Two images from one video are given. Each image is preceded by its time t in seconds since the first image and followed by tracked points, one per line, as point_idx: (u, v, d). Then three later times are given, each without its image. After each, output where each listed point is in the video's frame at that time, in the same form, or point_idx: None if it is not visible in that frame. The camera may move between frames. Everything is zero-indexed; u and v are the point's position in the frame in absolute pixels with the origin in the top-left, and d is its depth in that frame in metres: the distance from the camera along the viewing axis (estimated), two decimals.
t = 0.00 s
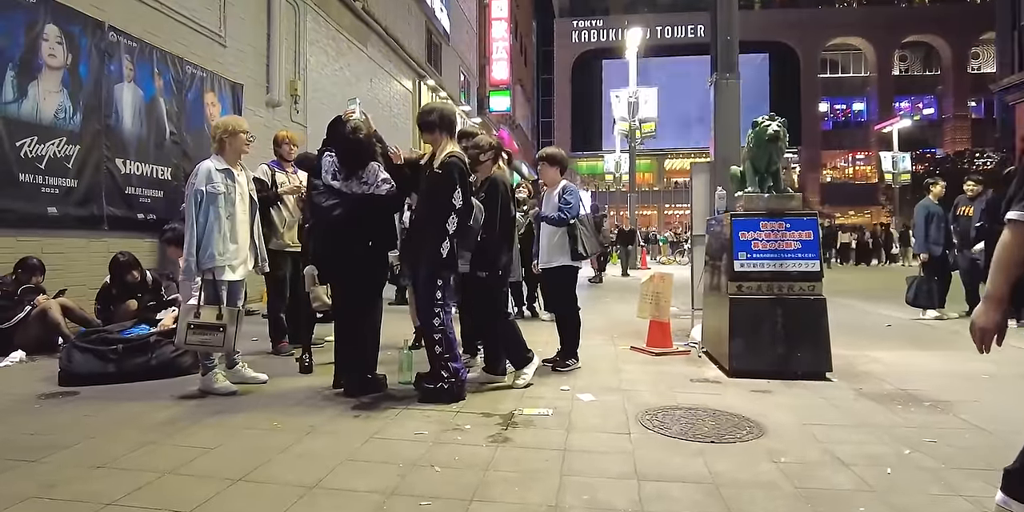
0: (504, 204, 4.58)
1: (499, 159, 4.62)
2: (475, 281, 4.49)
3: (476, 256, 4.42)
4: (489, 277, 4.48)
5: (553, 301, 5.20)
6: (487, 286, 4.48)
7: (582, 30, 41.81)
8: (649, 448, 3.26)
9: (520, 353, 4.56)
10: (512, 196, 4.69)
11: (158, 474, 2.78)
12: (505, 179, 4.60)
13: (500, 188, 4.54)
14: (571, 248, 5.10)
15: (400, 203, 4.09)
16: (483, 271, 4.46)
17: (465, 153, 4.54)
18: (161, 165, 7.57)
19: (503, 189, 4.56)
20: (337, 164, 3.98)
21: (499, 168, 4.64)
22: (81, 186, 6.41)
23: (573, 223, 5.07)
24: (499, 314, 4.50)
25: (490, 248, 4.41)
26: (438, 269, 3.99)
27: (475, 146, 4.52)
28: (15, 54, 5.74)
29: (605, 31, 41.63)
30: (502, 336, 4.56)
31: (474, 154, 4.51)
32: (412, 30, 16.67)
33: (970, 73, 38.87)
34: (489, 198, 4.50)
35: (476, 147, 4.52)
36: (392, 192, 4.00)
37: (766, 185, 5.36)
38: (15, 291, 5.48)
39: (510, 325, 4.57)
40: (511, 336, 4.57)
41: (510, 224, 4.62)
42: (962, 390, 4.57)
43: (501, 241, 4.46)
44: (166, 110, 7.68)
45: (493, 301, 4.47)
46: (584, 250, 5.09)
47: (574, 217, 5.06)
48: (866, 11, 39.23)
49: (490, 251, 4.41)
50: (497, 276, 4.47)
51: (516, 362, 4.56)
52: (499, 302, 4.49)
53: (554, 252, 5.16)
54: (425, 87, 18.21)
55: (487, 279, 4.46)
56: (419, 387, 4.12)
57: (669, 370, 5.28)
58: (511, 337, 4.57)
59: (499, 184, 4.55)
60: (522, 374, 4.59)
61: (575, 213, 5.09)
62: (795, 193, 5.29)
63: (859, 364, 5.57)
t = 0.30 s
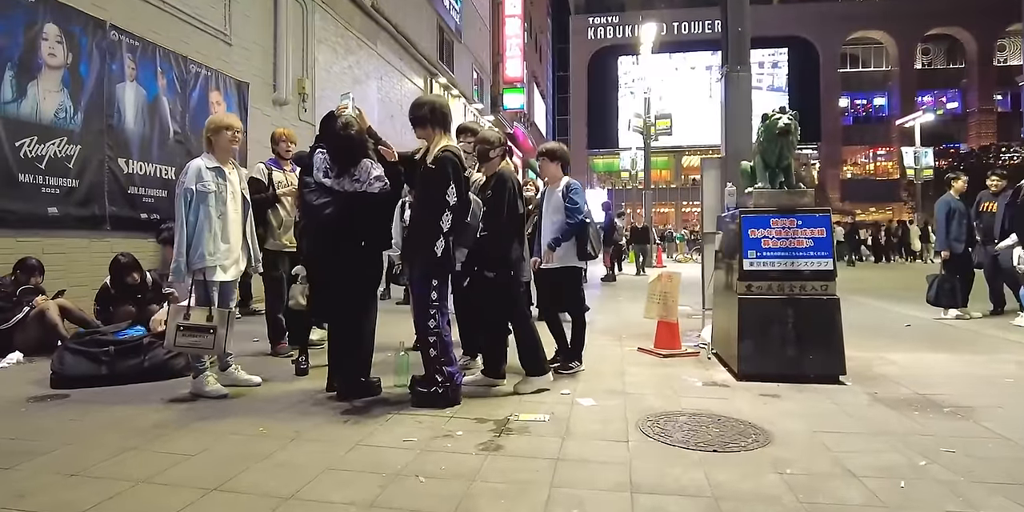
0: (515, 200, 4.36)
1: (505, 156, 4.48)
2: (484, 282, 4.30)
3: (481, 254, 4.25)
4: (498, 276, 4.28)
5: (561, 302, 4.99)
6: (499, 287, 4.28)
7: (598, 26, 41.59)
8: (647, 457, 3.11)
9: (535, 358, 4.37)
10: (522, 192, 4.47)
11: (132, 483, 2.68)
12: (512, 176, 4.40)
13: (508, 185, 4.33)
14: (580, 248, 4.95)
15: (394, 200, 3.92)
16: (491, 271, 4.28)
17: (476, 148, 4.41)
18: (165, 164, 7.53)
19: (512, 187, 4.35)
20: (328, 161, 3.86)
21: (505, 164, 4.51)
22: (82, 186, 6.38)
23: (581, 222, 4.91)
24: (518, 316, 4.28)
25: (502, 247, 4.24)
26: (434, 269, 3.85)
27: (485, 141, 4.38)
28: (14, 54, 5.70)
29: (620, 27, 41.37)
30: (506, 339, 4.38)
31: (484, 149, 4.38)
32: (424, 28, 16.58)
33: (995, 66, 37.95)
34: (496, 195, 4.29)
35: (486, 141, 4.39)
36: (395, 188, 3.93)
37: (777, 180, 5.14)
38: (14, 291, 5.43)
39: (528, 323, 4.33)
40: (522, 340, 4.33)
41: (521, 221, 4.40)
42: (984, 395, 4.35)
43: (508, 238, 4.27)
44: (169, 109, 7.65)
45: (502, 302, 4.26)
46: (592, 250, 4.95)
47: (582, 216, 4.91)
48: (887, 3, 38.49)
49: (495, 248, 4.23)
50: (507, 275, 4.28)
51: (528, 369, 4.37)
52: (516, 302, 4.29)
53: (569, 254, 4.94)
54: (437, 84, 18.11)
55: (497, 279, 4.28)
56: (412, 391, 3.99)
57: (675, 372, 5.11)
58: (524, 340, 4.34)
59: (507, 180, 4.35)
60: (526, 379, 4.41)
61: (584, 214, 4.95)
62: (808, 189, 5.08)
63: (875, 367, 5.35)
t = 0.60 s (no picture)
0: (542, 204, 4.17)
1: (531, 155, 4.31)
2: (507, 287, 4.13)
3: (509, 261, 4.09)
4: (522, 282, 4.09)
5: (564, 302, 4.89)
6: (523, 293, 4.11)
7: (609, 26, 41.44)
8: (652, 466, 3.00)
9: (548, 366, 4.16)
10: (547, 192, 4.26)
11: (122, 490, 2.62)
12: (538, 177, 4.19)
13: (534, 187, 4.15)
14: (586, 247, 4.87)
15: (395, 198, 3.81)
16: (517, 277, 4.10)
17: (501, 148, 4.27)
18: (170, 164, 7.51)
19: (539, 190, 4.16)
20: (329, 160, 3.76)
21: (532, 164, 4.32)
22: (87, 187, 6.36)
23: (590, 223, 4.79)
24: (540, 326, 4.09)
25: (529, 252, 4.07)
26: (437, 270, 3.75)
27: (512, 140, 4.24)
28: (17, 54, 5.68)
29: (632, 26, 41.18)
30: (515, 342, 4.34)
31: (510, 148, 4.23)
32: (433, 27, 16.52)
33: (1013, 63, 37.35)
34: (522, 197, 4.14)
35: (512, 140, 4.24)
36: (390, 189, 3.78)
37: (789, 179, 5.03)
38: (17, 292, 5.44)
39: (545, 333, 4.10)
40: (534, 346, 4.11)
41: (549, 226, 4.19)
42: (1004, 400, 4.20)
43: (538, 242, 4.11)
44: (175, 109, 7.63)
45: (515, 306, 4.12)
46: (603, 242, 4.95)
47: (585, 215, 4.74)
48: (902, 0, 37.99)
49: (518, 252, 4.08)
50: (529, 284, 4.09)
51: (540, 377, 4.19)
52: (538, 307, 4.12)
53: (574, 253, 4.82)
54: (446, 84, 18.05)
55: (523, 286, 4.09)
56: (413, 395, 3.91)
57: (683, 376, 4.99)
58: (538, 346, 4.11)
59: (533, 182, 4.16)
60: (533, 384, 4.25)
61: (587, 212, 4.77)
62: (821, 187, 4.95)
63: (889, 370, 5.20)
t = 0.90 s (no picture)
0: (563, 203, 4.03)
1: (551, 147, 4.16)
2: (541, 292, 3.97)
3: (537, 265, 3.98)
4: (549, 285, 3.95)
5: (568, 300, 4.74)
6: (536, 294, 3.99)
7: (618, 26, 41.31)
8: (665, 474, 2.87)
9: (556, 369, 4.03)
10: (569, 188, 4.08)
11: (110, 497, 2.51)
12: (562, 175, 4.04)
13: (555, 185, 4.00)
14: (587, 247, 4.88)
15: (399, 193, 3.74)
16: (550, 280, 3.95)
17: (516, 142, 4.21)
18: (174, 162, 7.43)
19: (561, 190, 4.01)
20: (331, 153, 3.66)
21: (552, 158, 4.19)
22: (89, 184, 6.29)
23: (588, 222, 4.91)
24: (553, 328, 3.96)
25: (555, 251, 3.97)
26: (442, 269, 3.64)
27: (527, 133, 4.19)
28: (19, 49, 5.62)
29: (641, 27, 40.97)
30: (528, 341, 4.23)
31: (525, 141, 4.18)
32: (440, 26, 16.42)
33: None
34: (544, 196, 4.00)
35: (527, 133, 4.18)
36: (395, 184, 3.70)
37: (804, 177, 4.86)
38: (17, 290, 5.38)
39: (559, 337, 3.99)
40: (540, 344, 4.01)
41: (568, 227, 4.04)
42: None
43: (560, 242, 3.98)
44: (179, 106, 7.55)
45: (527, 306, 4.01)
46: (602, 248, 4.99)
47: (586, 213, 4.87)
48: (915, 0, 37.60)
49: (540, 255, 3.98)
50: (543, 287, 3.96)
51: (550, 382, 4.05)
52: (553, 309, 3.98)
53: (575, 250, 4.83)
54: (454, 84, 17.95)
55: (554, 288, 3.95)
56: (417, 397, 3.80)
57: (694, 379, 4.85)
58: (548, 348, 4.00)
59: (555, 180, 4.01)
60: (539, 387, 4.14)
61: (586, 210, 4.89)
62: (837, 186, 4.77)
63: (907, 375, 5.04)
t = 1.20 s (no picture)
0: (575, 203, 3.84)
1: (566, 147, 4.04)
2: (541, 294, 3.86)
3: (545, 266, 3.82)
4: (549, 287, 3.82)
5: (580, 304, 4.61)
6: (549, 296, 3.85)
7: (626, 25, 41.10)
8: (681, 489, 2.73)
9: (568, 377, 3.89)
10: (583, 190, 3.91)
11: None
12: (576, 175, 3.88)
13: (567, 185, 3.83)
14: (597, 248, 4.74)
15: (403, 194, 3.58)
16: (550, 283, 3.82)
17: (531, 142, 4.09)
18: (178, 161, 7.34)
19: (573, 190, 3.83)
20: (332, 151, 3.53)
21: (565, 157, 4.06)
22: (92, 183, 6.20)
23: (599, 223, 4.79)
24: (562, 332, 3.82)
25: (564, 253, 3.82)
26: (450, 270, 3.50)
27: (541, 132, 4.06)
28: (20, 46, 5.54)
29: (650, 26, 40.72)
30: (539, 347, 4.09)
31: (540, 140, 4.05)
32: (448, 25, 16.29)
33: None
34: (554, 197, 3.84)
35: (542, 132, 4.05)
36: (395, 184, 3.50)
37: (823, 178, 4.71)
38: (18, 291, 5.31)
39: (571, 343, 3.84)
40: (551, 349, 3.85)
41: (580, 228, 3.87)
42: None
43: (571, 242, 3.84)
44: (184, 104, 7.46)
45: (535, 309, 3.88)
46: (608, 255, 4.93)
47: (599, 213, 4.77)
48: None
49: (547, 256, 3.84)
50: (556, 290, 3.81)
51: (560, 389, 3.91)
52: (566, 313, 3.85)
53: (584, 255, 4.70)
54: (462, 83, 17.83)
55: (556, 291, 3.82)
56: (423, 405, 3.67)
57: (709, 386, 4.70)
58: (562, 356, 3.85)
59: (567, 180, 3.85)
60: (549, 395, 3.99)
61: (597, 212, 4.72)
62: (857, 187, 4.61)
63: (929, 382, 4.87)
